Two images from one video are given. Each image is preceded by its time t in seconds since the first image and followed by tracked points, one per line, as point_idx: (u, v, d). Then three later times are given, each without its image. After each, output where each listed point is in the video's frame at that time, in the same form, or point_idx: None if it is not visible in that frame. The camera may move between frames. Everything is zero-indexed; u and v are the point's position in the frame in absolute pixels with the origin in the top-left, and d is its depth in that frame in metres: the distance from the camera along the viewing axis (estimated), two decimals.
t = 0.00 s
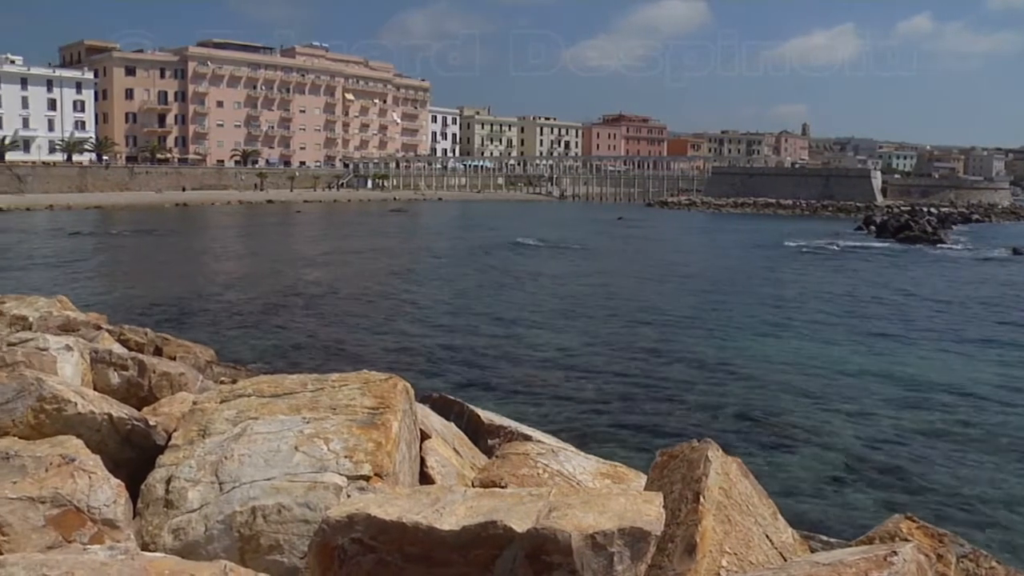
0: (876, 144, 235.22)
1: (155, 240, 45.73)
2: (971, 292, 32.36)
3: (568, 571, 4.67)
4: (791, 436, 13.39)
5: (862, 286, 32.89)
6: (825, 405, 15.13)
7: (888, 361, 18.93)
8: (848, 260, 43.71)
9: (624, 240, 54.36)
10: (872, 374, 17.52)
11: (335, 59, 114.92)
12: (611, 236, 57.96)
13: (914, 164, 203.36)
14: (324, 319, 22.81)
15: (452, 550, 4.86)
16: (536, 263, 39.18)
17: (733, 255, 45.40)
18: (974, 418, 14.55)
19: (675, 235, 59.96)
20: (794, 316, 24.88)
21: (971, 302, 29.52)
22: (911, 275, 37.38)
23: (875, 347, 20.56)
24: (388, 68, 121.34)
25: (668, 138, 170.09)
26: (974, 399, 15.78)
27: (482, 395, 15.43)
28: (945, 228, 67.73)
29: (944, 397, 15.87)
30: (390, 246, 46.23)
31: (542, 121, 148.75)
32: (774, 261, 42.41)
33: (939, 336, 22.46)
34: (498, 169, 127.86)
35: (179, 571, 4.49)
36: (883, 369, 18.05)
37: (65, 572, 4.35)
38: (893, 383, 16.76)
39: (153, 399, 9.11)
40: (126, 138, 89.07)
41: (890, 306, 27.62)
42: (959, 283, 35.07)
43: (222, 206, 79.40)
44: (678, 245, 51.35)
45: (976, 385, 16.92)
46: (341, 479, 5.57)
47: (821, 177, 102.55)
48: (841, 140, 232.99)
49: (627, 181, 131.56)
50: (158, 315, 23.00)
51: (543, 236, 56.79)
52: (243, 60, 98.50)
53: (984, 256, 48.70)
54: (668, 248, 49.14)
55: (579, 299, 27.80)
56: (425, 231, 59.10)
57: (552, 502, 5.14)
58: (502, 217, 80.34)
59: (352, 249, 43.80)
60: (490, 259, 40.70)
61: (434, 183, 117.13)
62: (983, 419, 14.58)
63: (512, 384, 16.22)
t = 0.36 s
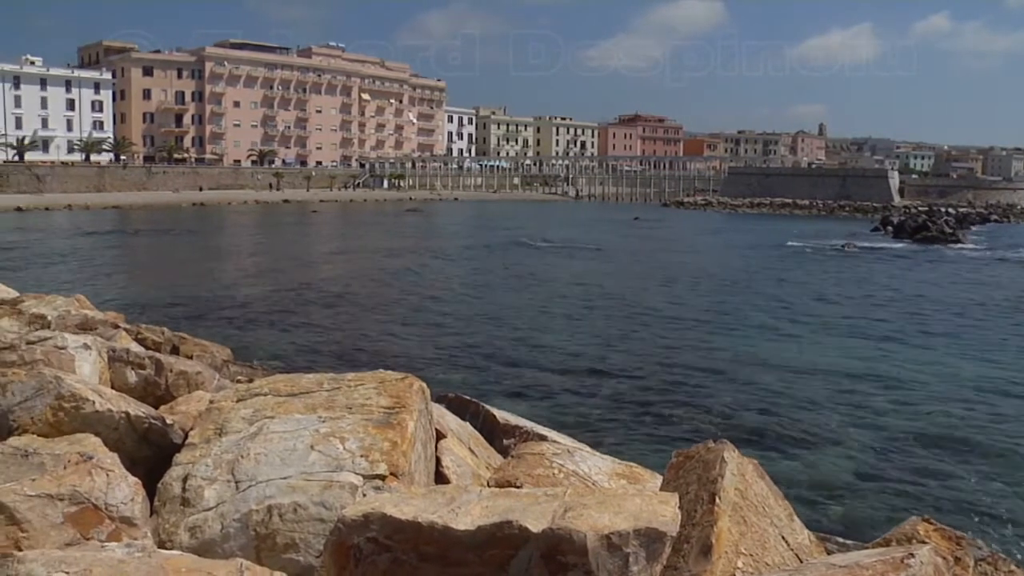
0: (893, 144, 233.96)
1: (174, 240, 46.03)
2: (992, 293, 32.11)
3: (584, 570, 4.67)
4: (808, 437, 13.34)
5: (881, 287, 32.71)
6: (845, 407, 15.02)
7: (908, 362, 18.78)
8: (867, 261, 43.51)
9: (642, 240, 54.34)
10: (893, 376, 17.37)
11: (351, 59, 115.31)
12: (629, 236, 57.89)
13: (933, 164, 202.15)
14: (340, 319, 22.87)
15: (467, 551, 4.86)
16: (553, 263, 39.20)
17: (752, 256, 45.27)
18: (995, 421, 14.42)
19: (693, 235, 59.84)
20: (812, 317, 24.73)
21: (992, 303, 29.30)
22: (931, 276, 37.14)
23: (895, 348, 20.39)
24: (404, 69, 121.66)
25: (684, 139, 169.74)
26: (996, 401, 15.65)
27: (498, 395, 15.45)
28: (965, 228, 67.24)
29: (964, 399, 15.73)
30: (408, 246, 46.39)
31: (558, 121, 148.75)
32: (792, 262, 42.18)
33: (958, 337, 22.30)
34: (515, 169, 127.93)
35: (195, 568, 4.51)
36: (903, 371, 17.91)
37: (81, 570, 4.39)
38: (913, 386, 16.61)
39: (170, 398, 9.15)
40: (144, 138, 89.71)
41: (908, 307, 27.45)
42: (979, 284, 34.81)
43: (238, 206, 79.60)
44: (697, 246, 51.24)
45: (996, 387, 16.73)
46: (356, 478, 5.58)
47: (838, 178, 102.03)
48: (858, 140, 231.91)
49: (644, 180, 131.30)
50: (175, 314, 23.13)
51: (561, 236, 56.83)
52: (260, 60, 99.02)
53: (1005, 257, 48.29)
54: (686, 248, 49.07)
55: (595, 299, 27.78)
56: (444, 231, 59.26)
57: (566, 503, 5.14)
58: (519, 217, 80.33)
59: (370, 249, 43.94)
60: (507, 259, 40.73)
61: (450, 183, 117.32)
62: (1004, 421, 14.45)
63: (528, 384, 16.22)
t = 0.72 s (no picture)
0: (909, 144, 232.96)
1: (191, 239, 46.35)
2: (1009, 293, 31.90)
3: (599, 572, 4.66)
4: (822, 438, 13.29)
5: (897, 288, 32.59)
6: (863, 409, 14.92)
7: (925, 364, 18.66)
8: (883, 262, 43.33)
9: (658, 240, 54.37)
10: (910, 378, 17.25)
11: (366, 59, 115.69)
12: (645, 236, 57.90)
13: (949, 163, 200.99)
14: (353, 318, 22.92)
15: (482, 550, 4.86)
16: (568, 263, 39.24)
17: (768, 256, 45.15)
18: (1014, 424, 14.30)
19: (709, 235, 59.74)
20: (829, 319, 24.59)
21: (1008, 303, 29.10)
22: (948, 277, 36.91)
23: (913, 350, 20.25)
24: (418, 69, 121.94)
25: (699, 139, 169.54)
26: (1013, 404, 15.53)
27: (512, 395, 15.46)
28: (982, 229, 66.87)
29: (983, 401, 15.62)
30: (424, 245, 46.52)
31: (573, 121, 148.80)
32: (808, 262, 42.01)
33: (973, 338, 22.16)
34: (529, 169, 128.00)
35: (210, 567, 4.50)
36: (920, 372, 17.81)
37: (98, 567, 4.42)
38: (932, 387, 16.49)
39: (184, 397, 9.18)
40: (160, 138, 90.27)
41: (925, 308, 27.30)
42: (996, 285, 34.59)
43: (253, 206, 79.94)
44: (713, 246, 51.19)
45: (1014, 389, 16.59)
46: (371, 477, 5.60)
47: (853, 178, 101.60)
48: (874, 141, 231.13)
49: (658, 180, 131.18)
50: (190, 313, 23.23)
51: (578, 236, 56.87)
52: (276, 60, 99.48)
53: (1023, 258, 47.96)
54: (703, 249, 49.01)
55: (608, 299, 27.74)
56: (461, 231, 59.37)
57: (581, 502, 5.14)
58: (535, 217, 80.34)
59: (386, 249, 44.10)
60: (523, 259, 40.77)
61: (465, 183, 117.52)
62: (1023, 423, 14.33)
63: (542, 384, 16.24)
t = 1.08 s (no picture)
0: (926, 144, 231.38)
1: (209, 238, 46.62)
2: None
3: (613, 572, 4.66)
4: (837, 440, 13.22)
5: (916, 289, 32.37)
6: (879, 410, 14.84)
7: (943, 366, 18.53)
8: (902, 263, 43.05)
9: (675, 241, 54.23)
10: (928, 380, 17.13)
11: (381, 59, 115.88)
12: (662, 237, 57.76)
13: (967, 163, 199.43)
14: (368, 318, 22.98)
15: (496, 550, 4.87)
16: (584, 264, 39.18)
17: (786, 257, 44.95)
18: None
19: (727, 236, 59.51)
20: (845, 320, 24.45)
21: None
22: (967, 279, 36.64)
23: (931, 352, 20.11)
24: (434, 69, 122.12)
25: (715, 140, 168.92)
26: None
27: (527, 395, 15.47)
28: (1002, 231, 66.31)
29: (1001, 404, 15.50)
30: (442, 245, 46.60)
31: (588, 121, 148.58)
32: (825, 263, 41.84)
33: (992, 340, 21.97)
34: (544, 169, 127.93)
35: (224, 565, 4.51)
36: (938, 374, 17.69)
37: (114, 565, 4.43)
38: (949, 389, 16.37)
39: (200, 396, 9.24)
40: (177, 138, 90.79)
41: (944, 310, 27.09)
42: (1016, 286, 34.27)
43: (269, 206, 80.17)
44: (731, 247, 50.98)
45: None
46: (386, 477, 5.61)
47: (870, 178, 100.98)
48: (891, 141, 229.80)
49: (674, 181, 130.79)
50: (206, 312, 23.38)
51: (596, 237, 56.78)
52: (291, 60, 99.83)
53: None
54: (721, 249, 48.81)
55: (623, 299, 27.70)
56: (479, 231, 59.41)
57: (595, 503, 5.14)
58: (551, 217, 80.37)
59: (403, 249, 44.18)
60: (539, 259, 40.74)
61: (480, 183, 117.56)
62: None
63: (557, 384, 16.22)
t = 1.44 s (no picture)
0: (943, 144, 230.14)
1: (226, 238, 46.87)
2: None
3: (628, 573, 4.65)
4: (852, 441, 13.17)
5: (934, 290, 32.20)
6: (898, 413, 14.72)
7: (959, 367, 18.42)
8: (920, 264, 42.80)
9: (693, 241, 54.11)
10: (946, 382, 16.99)
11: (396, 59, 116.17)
12: (679, 237, 57.69)
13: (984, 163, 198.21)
14: (383, 317, 23.04)
15: (511, 550, 4.87)
16: (599, 263, 39.16)
17: (803, 257, 44.79)
18: None
19: (744, 236, 59.34)
20: (861, 321, 24.31)
21: None
22: (986, 280, 36.37)
23: (949, 353, 19.94)
24: (448, 69, 122.33)
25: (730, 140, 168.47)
26: None
27: (542, 394, 15.47)
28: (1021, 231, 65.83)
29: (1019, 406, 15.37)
30: (459, 245, 46.68)
31: (603, 121, 148.48)
32: (842, 263, 41.64)
33: (1009, 342, 21.82)
34: (559, 169, 127.97)
35: (239, 563, 4.53)
36: (954, 376, 17.59)
37: (131, 561, 4.46)
38: (966, 391, 16.26)
39: (216, 395, 9.30)
40: (193, 138, 91.26)
41: (960, 311, 26.93)
42: None
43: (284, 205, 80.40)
44: (748, 247, 50.87)
45: None
46: (400, 477, 5.62)
47: (886, 178, 100.50)
48: (907, 141, 228.70)
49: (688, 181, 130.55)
50: (222, 311, 23.50)
51: (613, 237, 56.76)
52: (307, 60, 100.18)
53: None
54: (738, 250, 48.68)
55: (637, 299, 27.66)
56: (496, 231, 59.52)
57: (610, 504, 5.13)
58: (567, 217, 80.30)
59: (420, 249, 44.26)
60: (555, 259, 40.73)
61: (495, 183, 117.63)
62: None
63: (571, 384, 16.22)
